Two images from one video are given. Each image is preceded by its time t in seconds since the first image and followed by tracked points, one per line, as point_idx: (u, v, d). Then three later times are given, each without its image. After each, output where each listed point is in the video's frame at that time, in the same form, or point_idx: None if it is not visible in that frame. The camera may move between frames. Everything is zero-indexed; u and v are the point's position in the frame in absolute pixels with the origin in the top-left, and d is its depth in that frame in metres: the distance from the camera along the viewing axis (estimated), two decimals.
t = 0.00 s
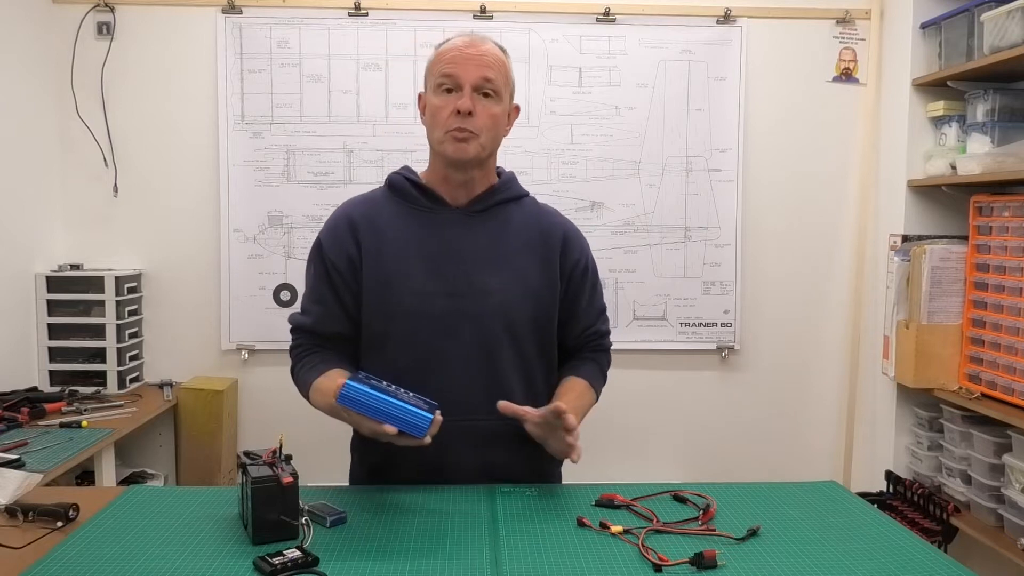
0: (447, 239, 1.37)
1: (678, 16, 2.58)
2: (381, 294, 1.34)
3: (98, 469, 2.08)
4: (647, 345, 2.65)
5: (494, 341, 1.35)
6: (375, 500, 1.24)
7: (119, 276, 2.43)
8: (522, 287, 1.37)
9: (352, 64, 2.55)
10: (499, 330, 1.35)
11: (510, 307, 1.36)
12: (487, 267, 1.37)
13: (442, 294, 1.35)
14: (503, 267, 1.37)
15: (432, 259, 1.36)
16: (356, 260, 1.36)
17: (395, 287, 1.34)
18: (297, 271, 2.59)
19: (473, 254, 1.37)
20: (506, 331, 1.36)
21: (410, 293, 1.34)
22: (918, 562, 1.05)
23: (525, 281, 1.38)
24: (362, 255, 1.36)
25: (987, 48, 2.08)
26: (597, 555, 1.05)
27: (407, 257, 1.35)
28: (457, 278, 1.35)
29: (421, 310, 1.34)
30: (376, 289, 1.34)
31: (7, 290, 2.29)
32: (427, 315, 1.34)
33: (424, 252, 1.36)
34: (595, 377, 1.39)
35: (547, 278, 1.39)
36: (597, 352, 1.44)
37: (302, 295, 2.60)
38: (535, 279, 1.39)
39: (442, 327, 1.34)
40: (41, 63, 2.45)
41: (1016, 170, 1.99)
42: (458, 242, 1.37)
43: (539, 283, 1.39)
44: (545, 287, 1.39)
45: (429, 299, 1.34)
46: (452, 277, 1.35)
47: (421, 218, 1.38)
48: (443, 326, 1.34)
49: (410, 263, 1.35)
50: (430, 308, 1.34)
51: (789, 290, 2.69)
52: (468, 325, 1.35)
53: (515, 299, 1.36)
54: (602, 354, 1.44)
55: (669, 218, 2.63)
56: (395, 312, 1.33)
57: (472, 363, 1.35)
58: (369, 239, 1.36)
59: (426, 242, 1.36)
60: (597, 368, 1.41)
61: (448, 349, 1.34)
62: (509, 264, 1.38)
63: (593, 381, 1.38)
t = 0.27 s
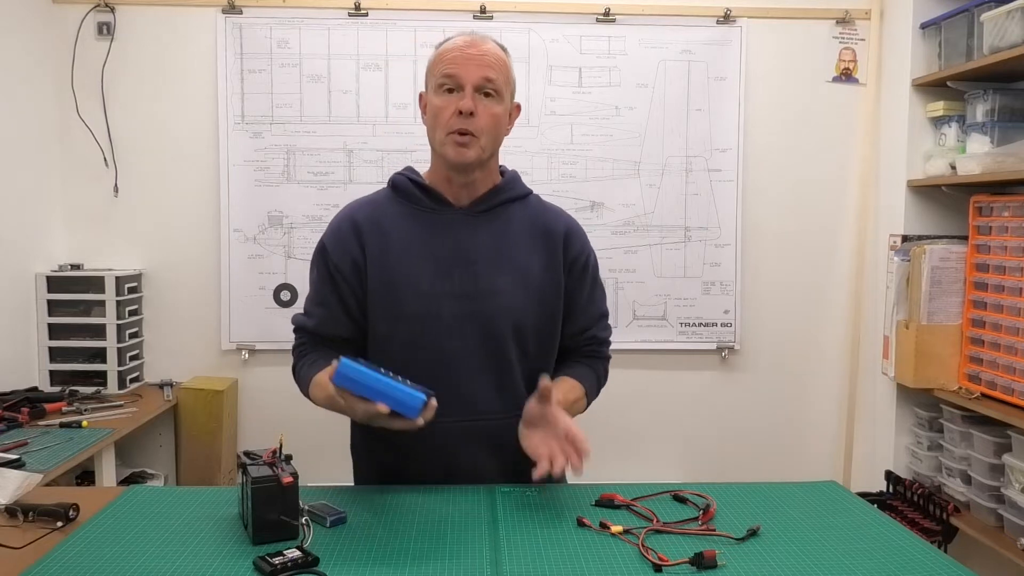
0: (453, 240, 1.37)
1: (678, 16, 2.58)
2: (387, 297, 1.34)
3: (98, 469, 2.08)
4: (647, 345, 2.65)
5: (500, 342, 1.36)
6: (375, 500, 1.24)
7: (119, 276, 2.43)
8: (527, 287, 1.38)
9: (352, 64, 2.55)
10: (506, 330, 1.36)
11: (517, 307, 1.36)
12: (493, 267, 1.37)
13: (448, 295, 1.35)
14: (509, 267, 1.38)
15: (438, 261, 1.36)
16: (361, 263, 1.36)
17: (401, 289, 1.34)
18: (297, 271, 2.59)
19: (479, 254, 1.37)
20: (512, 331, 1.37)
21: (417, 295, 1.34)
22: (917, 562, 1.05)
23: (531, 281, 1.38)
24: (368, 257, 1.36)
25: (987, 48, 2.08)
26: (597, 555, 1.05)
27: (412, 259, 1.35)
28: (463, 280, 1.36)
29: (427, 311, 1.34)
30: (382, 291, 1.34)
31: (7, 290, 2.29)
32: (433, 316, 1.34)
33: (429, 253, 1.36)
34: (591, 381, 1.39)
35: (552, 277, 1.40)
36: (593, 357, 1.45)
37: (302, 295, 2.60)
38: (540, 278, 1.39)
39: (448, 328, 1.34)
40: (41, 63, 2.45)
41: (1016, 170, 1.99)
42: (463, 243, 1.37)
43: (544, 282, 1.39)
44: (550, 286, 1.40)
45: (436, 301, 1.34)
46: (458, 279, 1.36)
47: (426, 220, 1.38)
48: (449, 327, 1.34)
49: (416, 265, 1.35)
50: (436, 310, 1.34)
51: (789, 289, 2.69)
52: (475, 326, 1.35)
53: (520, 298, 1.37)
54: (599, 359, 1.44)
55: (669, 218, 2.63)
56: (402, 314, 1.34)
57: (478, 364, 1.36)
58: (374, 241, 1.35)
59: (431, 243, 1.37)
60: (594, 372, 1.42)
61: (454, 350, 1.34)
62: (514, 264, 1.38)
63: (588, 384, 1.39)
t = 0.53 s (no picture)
0: (464, 240, 1.37)
1: (678, 16, 2.58)
2: (398, 294, 1.34)
3: (98, 469, 2.08)
4: (647, 345, 2.65)
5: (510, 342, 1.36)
6: (375, 500, 1.24)
7: (119, 276, 2.43)
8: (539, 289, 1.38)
9: (352, 65, 2.55)
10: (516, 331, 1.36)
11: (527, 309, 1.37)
12: (504, 268, 1.37)
13: (460, 295, 1.35)
14: (521, 268, 1.38)
15: (450, 260, 1.36)
16: (372, 260, 1.36)
17: (413, 287, 1.34)
18: (297, 271, 2.59)
19: (490, 255, 1.37)
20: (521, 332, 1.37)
21: (427, 295, 1.34)
22: (917, 562, 1.05)
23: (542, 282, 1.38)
24: (379, 254, 1.36)
25: (987, 48, 2.08)
26: (597, 555, 1.05)
27: (424, 257, 1.36)
28: (473, 281, 1.36)
29: (438, 310, 1.34)
30: (393, 289, 1.34)
31: (7, 290, 2.29)
32: (444, 316, 1.34)
33: (440, 253, 1.36)
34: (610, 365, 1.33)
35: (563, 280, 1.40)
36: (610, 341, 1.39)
37: (302, 295, 2.60)
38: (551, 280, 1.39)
39: (458, 328, 1.34)
40: (41, 63, 2.45)
41: (1016, 170, 1.98)
42: (475, 242, 1.38)
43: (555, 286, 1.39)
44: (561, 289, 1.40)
45: (447, 300, 1.34)
46: (469, 279, 1.36)
47: (439, 219, 1.38)
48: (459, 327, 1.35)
49: (427, 265, 1.35)
50: (447, 309, 1.34)
51: (790, 289, 2.69)
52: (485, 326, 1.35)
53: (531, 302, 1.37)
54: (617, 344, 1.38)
55: (670, 218, 2.63)
56: (412, 311, 1.34)
57: (487, 363, 1.36)
58: (386, 238, 1.36)
59: (443, 243, 1.37)
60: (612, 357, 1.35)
61: (464, 348, 1.34)
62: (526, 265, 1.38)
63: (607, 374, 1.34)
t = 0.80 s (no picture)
0: (466, 240, 1.37)
1: (678, 16, 2.58)
2: (400, 293, 1.34)
3: (98, 469, 2.08)
4: (647, 345, 2.65)
5: (511, 342, 1.36)
6: (375, 500, 1.24)
7: (119, 276, 2.43)
8: (540, 289, 1.37)
9: (352, 65, 2.55)
10: (516, 331, 1.36)
11: (528, 309, 1.36)
12: (505, 268, 1.37)
13: (460, 295, 1.35)
14: (522, 268, 1.37)
15: (451, 260, 1.36)
16: (374, 258, 1.36)
17: (414, 286, 1.34)
18: (297, 271, 2.59)
19: (491, 255, 1.37)
20: (522, 332, 1.37)
21: (428, 294, 1.34)
22: (917, 562, 1.05)
23: (543, 282, 1.37)
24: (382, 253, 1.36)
25: (987, 48, 2.08)
26: (597, 555, 1.05)
27: (426, 256, 1.36)
28: (474, 280, 1.36)
29: (439, 310, 1.34)
30: (395, 287, 1.34)
31: (7, 290, 2.29)
32: (445, 315, 1.34)
33: (442, 252, 1.36)
34: (604, 387, 1.36)
35: (563, 280, 1.39)
36: (609, 359, 1.41)
37: (301, 295, 2.60)
38: (552, 281, 1.38)
39: (459, 327, 1.34)
40: (40, 63, 2.45)
41: (1016, 170, 1.98)
42: (476, 242, 1.37)
43: (556, 287, 1.38)
44: (561, 289, 1.39)
45: (448, 299, 1.34)
46: (470, 278, 1.36)
47: (440, 218, 1.38)
48: (460, 326, 1.35)
49: (429, 264, 1.35)
50: (448, 308, 1.34)
51: (790, 289, 2.69)
52: (486, 325, 1.35)
53: (532, 302, 1.36)
54: (615, 362, 1.41)
55: (670, 218, 2.63)
56: (413, 310, 1.34)
57: (488, 363, 1.36)
58: (388, 237, 1.36)
59: (445, 243, 1.37)
60: (608, 379, 1.38)
61: (464, 348, 1.35)
62: (527, 265, 1.38)
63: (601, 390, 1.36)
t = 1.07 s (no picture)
0: (463, 240, 1.37)
1: (678, 16, 2.58)
2: (397, 294, 1.34)
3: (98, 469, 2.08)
4: (647, 345, 2.65)
5: (507, 342, 1.35)
6: (375, 501, 1.24)
7: (119, 276, 2.42)
8: (536, 289, 1.37)
9: (352, 65, 2.55)
10: (513, 331, 1.35)
11: (525, 309, 1.36)
12: (503, 268, 1.37)
13: (458, 295, 1.35)
14: (519, 269, 1.37)
15: (448, 260, 1.36)
16: (372, 258, 1.36)
17: (411, 287, 1.34)
18: (297, 271, 2.59)
19: (488, 255, 1.37)
20: (519, 333, 1.37)
21: (426, 294, 1.34)
22: (917, 562, 1.05)
23: (539, 283, 1.37)
24: (379, 253, 1.36)
25: (987, 48, 2.09)
26: (597, 555, 1.05)
27: (423, 256, 1.35)
28: (471, 280, 1.35)
29: (436, 311, 1.34)
30: (391, 288, 1.34)
31: (7, 290, 2.29)
32: (442, 315, 1.34)
33: (439, 253, 1.36)
34: (597, 388, 1.37)
35: (559, 281, 1.39)
36: (603, 360, 1.42)
37: (301, 295, 2.60)
38: (549, 281, 1.38)
39: (456, 328, 1.34)
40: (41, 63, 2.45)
41: (1017, 170, 1.98)
42: (473, 242, 1.37)
43: (552, 287, 1.39)
44: (558, 290, 1.39)
45: (445, 300, 1.34)
46: (467, 279, 1.35)
47: (437, 219, 1.38)
48: (457, 327, 1.34)
49: (426, 264, 1.35)
50: (445, 309, 1.34)
51: (790, 290, 2.69)
52: (483, 326, 1.35)
53: (529, 302, 1.36)
54: (608, 364, 1.41)
55: (669, 218, 2.63)
56: (410, 311, 1.34)
57: (484, 363, 1.35)
58: (385, 238, 1.36)
59: (442, 243, 1.37)
60: (602, 380, 1.38)
61: (461, 348, 1.34)
62: (524, 265, 1.38)
63: (593, 390, 1.36)
